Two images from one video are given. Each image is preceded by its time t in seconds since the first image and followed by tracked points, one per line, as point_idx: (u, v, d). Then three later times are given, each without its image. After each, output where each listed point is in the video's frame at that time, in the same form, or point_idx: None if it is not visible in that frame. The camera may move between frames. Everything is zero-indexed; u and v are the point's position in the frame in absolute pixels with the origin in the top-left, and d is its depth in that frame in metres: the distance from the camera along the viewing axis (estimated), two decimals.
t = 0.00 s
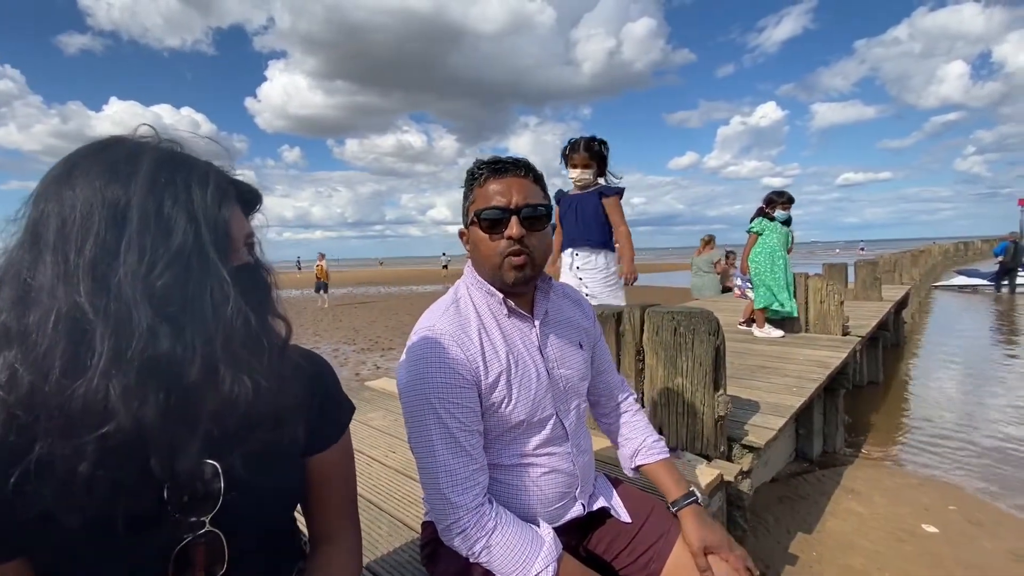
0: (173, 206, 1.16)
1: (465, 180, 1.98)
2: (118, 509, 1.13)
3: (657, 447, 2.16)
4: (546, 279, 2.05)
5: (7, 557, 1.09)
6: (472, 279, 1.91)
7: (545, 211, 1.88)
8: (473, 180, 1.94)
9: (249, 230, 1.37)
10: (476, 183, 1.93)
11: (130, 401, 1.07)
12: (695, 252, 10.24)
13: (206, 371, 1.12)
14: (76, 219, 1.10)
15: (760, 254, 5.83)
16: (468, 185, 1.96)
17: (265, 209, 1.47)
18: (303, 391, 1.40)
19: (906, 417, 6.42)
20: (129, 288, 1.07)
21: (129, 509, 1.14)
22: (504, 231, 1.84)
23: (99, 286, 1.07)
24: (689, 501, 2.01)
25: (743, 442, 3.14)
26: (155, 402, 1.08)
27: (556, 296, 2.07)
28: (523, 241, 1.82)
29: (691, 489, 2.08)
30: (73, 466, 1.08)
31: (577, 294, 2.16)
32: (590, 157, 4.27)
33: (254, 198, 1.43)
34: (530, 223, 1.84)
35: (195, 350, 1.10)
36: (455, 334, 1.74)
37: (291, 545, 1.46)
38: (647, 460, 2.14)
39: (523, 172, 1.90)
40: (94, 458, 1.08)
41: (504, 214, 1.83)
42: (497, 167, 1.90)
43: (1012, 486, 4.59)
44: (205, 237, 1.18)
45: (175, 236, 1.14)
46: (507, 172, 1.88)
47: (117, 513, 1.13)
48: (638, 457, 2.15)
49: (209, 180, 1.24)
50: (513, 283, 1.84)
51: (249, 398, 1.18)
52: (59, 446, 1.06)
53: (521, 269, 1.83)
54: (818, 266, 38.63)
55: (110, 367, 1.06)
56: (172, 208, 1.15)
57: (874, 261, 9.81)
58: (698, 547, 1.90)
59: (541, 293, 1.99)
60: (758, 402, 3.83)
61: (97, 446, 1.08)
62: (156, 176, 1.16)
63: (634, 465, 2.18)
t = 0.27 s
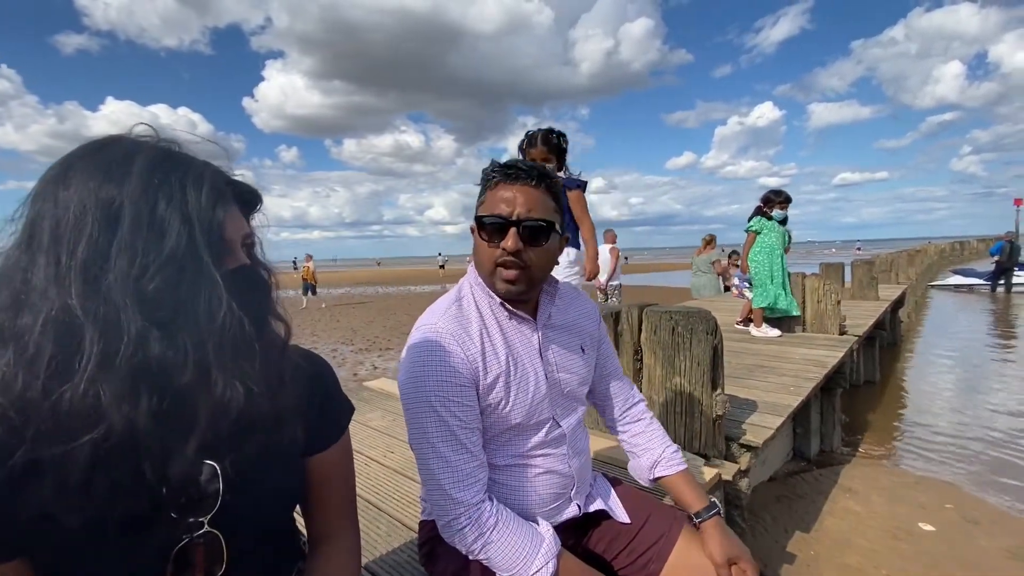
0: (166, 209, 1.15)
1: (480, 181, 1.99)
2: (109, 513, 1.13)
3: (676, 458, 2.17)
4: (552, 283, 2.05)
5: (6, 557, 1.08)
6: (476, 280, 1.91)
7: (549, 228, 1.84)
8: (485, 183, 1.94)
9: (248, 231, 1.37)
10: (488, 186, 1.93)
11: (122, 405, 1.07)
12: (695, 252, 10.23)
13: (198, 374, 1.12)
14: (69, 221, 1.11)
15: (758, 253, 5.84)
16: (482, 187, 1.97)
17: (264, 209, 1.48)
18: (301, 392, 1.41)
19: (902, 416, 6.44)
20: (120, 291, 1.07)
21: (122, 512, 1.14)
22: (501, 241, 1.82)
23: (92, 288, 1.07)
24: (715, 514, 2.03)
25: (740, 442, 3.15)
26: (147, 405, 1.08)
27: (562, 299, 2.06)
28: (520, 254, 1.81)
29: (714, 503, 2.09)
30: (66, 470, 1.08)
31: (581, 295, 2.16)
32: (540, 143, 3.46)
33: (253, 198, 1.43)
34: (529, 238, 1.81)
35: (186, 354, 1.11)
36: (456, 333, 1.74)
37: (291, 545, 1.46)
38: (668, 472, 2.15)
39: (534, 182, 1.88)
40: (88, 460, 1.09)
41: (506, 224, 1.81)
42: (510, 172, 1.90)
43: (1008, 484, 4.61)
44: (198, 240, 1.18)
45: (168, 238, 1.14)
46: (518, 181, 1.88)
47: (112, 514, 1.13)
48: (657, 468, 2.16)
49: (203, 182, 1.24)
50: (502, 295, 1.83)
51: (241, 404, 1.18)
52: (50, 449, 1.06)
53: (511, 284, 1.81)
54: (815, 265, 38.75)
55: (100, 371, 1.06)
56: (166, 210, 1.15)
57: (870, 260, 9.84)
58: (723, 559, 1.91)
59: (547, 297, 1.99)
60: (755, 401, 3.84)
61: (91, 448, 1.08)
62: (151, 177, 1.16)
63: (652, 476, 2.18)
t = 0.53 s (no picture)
0: (164, 209, 1.15)
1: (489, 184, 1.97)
2: (106, 517, 1.12)
3: (702, 471, 2.15)
4: (559, 288, 2.03)
5: (9, 560, 1.07)
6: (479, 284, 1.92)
7: (551, 238, 1.81)
8: (494, 186, 1.92)
9: (249, 232, 1.37)
10: (497, 190, 1.90)
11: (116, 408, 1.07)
12: (700, 252, 10.31)
13: (192, 376, 1.13)
14: (67, 221, 1.10)
15: (756, 252, 5.86)
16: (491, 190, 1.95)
17: (264, 209, 1.47)
18: (300, 393, 1.41)
19: (899, 415, 6.46)
20: (116, 294, 1.07)
21: (118, 516, 1.13)
22: (502, 249, 1.81)
23: (87, 289, 1.06)
24: (741, 525, 2.06)
25: (738, 441, 3.16)
26: (142, 408, 1.08)
27: (569, 302, 2.04)
28: (519, 263, 1.79)
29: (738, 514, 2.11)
30: (62, 474, 1.07)
31: (587, 297, 2.15)
32: (511, 133, 3.26)
33: (254, 199, 1.43)
34: (529, 247, 1.80)
35: (181, 357, 1.10)
36: (456, 334, 1.75)
37: (290, 546, 1.46)
38: (694, 486, 2.13)
39: (543, 189, 1.84)
40: (85, 462, 1.08)
41: (508, 232, 1.80)
42: (518, 176, 1.86)
43: (1004, 482, 4.63)
44: (195, 242, 1.16)
45: (164, 239, 1.13)
46: (524, 187, 1.84)
47: (110, 518, 1.12)
48: (683, 482, 2.14)
49: (202, 182, 1.23)
50: (501, 301, 1.83)
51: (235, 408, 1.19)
52: (44, 452, 1.06)
53: (509, 291, 1.80)
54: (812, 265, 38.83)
55: (95, 374, 1.06)
56: (164, 211, 1.14)
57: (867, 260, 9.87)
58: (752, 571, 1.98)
59: (552, 302, 1.96)
60: (753, 400, 3.85)
61: (88, 451, 1.08)
62: (149, 177, 1.16)
63: (676, 488, 2.17)
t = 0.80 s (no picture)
0: (165, 212, 1.14)
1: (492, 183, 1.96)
2: (106, 520, 1.12)
3: (682, 464, 2.25)
4: (563, 291, 2.03)
5: (9, 563, 1.07)
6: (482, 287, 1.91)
7: (557, 242, 1.82)
8: (498, 186, 1.92)
9: (252, 235, 1.37)
10: (501, 191, 1.90)
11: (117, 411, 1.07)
12: (704, 250, 10.35)
13: (193, 381, 1.12)
14: (68, 223, 1.10)
15: (752, 251, 5.88)
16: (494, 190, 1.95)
17: (268, 210, 1.47)
18: (303, 397, 1.41)
19: (895, 413, 6.49)
20: (116, 296, 1.07)
21: (118, 520, 1.13)
22: (507, 253, 1.82)
23: (87, 292, 1.07)
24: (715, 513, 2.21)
25: (736, 440, 3.17)
26: (144, 411, 1.08)
27: (573, 305, 2.05)
28: (524, 269, 1.80)
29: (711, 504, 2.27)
30: (64, 476, 1.07)
31: (591, 299, 2.15)
32: (482, 113, 3.22)
33: (257, 201, 1.43)
34: (535, 253, 1.81)
35: (181, 362, 1.10)
36: (459, 340, 1.75)
37: (292, 548, 1.47)
38: (677, 477, 2.22)
39: (549, 192, 1.84)
40: (87, 464, 1.08)
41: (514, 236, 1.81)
42: (523, 178, 1.86)
43: (999, 480, 4.66)
44: (195, 245, 1.16)
45: (165, 241, 1.13)
46: (529, 189, 1.84)
47: (111, 521, 1.12)
48: (667, 473, 2.22)
49: (204, 184, 1.23)
50: (503, 307, 1.83)
51: (237, 413, 1.19)
52: (45, 455, 1.06)
53: (514, 297, 1.81)
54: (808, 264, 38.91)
55: (94, 376, 1.06)
56: (165, 213, 1.14)
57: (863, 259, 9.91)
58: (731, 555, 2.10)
59: (556, 306, 1.97)
60: (750, 399, 3.87)
61: (90, 454, 1.08)
62: (150, 179, 1.15)
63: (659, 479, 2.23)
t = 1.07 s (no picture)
0: (157, 209, 1.14)
1: (490, 180, 1.97)
2: (106, 517, 1.12)
3: (642, 426, 2.36)
4: (563, 288, 2.04)
5: (9, 563, 1.07)
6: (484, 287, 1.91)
7: (565, 229, 1.84)
8: (497, 182, 1.92)
9: (248, 234, 1.36)
10: (500, 187, 1.91)
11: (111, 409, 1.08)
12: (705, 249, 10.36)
13: (186, 378, 1.13)
14: (61, 221, 1.10)
15: (749, 250, 5.89)
16: (492, 186, 1.95)
17: (266, 208, 1.47)
18: (301, 396, 1.41)
19: (893, 412, 6.51)
20: (106, 293, 1.07)
21: (119, 518, 1.13)
22: (518, 248, 1.81)
23: (78, 289, 1.07)
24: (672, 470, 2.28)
25: (735, 438, 3.18)
26: (138, 407, 1.09)
27: (572, 303, 2.06)
28: (537, 261, 1.80)
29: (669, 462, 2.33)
30: (62, 473, 1.07)
31: (591, 300, 2.16)
32: (427, 101, 2.87)
33: (253, 199, 1.42)
34: (545, 242, 1.81)
35: (173, 361, 1.11)
36: (461, 346, 1.74)
37: (292, 547, 1.47)
38: (636, 438, 2.33)
39: (550, 183, 1.87)
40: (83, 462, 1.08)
41: (523, 229, 1.81)
42: (523, 172, 1.88)
43: (996, 478, 4.68)
44: (187, 243, 1.16)
45: (156, 239, 1.12)
46: (531, 182, 1.86)
47: (108, 519, 1.12)
48: (628, 435, 2.33)
49: (195, 181, 1.22)
50: (518, 302, 1.82)
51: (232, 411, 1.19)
52: (41, 452, 1.06)
53: (528, 289, 1.80)
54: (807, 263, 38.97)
55: (87, 372, 1.06)
56: (156, 211, 1.14)
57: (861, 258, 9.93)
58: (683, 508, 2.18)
59: (558, 304, 1.98)
60: (749, 398, 3.87)
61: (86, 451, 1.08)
62: (142, 176, 1.15)
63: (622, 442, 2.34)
